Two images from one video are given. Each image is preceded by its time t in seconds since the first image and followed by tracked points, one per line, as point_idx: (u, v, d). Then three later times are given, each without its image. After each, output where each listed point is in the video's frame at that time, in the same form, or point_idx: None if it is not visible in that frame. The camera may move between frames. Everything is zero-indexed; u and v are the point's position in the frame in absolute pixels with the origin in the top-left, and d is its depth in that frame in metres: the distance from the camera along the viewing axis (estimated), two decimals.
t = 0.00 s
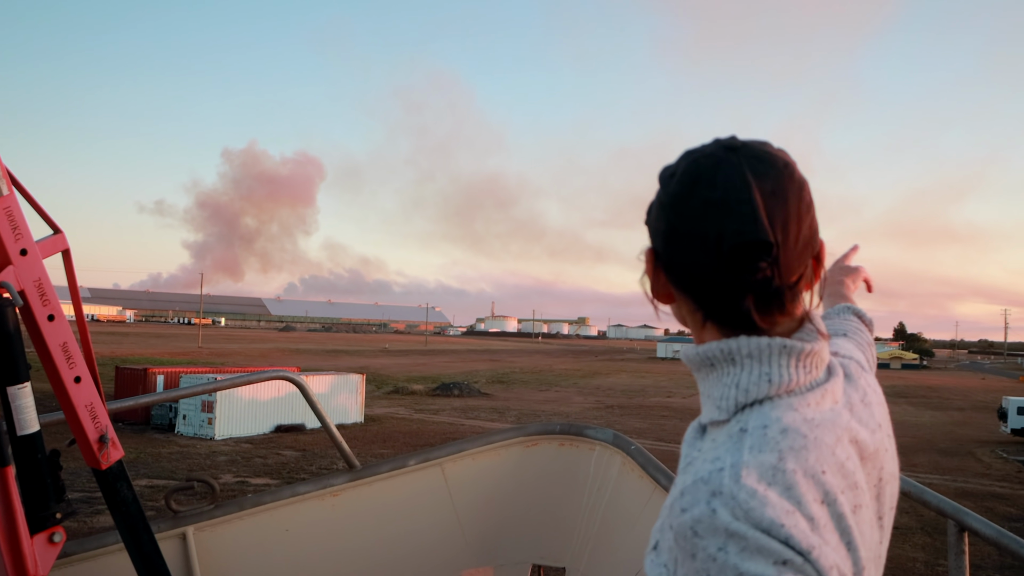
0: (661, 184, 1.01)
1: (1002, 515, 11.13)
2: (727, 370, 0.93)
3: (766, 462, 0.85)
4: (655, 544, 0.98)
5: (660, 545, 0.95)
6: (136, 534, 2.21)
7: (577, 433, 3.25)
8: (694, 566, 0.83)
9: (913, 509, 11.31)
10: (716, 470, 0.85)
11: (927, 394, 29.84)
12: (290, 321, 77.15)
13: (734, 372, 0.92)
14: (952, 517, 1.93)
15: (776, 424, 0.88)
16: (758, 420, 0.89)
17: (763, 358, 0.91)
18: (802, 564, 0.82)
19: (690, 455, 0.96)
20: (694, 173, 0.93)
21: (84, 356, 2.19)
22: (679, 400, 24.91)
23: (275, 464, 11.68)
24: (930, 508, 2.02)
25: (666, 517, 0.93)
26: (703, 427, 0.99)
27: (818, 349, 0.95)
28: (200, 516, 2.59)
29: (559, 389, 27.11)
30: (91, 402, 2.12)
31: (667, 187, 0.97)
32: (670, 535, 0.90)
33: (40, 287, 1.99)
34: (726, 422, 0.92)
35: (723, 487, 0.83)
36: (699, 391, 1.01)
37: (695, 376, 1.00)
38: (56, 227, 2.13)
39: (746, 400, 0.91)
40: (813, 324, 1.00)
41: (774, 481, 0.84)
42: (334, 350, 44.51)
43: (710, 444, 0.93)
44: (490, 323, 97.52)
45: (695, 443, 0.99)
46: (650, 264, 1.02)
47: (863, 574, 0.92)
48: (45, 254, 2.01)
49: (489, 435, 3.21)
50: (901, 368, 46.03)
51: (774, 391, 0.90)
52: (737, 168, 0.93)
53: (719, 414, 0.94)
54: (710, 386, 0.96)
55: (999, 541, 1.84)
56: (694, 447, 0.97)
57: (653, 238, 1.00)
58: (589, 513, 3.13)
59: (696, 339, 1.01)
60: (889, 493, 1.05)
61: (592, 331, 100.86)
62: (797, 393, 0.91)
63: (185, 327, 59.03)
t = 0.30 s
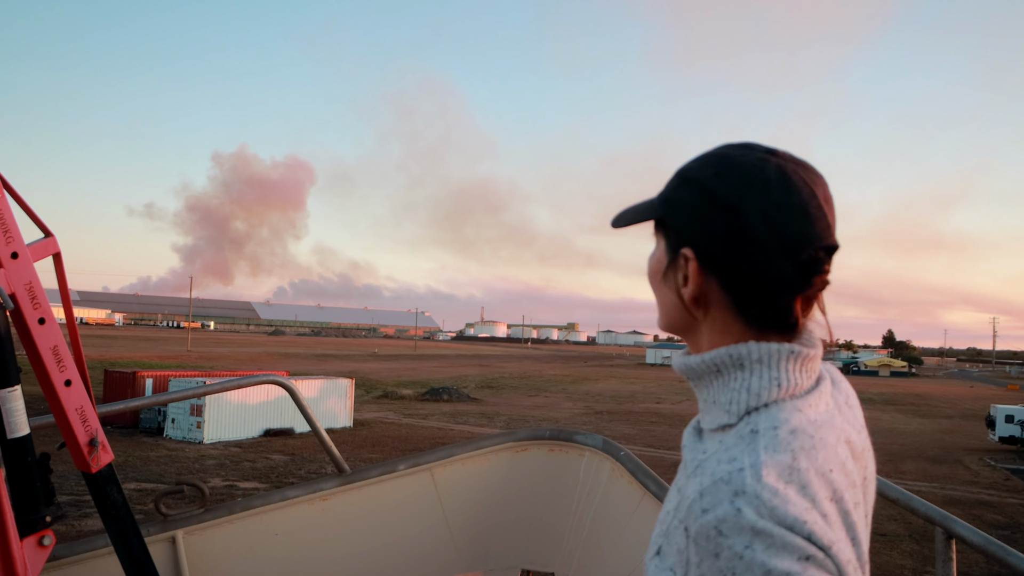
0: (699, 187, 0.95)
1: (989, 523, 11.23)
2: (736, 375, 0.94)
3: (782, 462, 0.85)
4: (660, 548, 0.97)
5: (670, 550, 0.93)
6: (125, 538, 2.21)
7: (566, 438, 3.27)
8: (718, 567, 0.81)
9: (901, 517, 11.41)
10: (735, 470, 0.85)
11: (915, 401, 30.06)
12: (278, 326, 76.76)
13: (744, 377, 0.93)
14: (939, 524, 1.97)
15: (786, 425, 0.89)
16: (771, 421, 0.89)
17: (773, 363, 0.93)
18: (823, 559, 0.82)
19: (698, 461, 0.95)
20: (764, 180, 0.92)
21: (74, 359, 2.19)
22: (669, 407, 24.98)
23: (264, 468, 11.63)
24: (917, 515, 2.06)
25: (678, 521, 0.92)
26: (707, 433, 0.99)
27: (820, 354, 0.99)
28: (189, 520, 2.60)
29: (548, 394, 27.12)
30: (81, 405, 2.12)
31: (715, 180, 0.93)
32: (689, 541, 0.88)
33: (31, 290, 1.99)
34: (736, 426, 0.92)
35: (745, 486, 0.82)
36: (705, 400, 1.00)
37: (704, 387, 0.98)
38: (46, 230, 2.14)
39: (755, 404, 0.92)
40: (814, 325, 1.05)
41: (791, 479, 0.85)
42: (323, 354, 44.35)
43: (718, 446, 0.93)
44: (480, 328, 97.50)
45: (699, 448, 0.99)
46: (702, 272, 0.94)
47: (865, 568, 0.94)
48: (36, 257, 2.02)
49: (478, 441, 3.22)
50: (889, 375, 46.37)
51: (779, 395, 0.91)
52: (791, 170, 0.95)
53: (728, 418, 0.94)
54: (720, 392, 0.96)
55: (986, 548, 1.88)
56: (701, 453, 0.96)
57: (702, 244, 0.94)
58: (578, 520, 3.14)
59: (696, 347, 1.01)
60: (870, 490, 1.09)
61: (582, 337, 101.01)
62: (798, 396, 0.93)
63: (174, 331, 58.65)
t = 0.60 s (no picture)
0: (767, 185, 0.90)
1: (984, 527, 11.27)
2: (749, 373, 0.92)
3: (801, 454, 0.86)
4: (669, 542, 0.95)
5: (681, 543, 0.92)
6: (121, 538, 2.20)
7: (563, 441, 3.28)
8: (742, 557, 0.81)
9: (897, 520, 11.44)
10: (758, 461, 0.85)
11: (911, 405, 30.13)
12: (274, 327, 76.58)
13: (761, 375, 0.91)
14: (935, 527, 1.97)
15: (800, 419, 0.89)
16: (787, 415, 0.89)
17: (789, 361, 0.91)
18: (843, 548, 0.83)
19: (710, 459, 0.93)
20: (826, 188, 0.93)
21: (72, 359, 2.18)
22: (665, 409, 25.01)
23: (259, 469, 11.61)
24: (913, 518, 2.06)
25: (693, 514, 0.91)
26: (715, 431, 0.96)
27: (824, 350, 1.00)
28: (187, 521, 2.60)
29: (544, 396, 27.12)
30: (79, 406, 2.12)
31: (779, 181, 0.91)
32: (708, 534, 0.87)
33: (30, 291, 1.99)
34: (746, 424, 0.91)
35: (769, 478, 0.82)
36: (721, 402, 0.95)
37: (730, 389, 0.94)
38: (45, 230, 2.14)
39: (768, 400, 0.91)
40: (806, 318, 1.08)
41: (811, 471, 0.86)
42: (319, 355, 44.26)
43: (731, 440, 0.92)
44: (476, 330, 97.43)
45: (705, 445, 0.97)
46: (781, 276, 0.90)
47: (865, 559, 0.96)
48: (35, 257, 2.02)
49: (475, 443, 3.23)
50: (884, 378, 46.47)
51: (790, 391, 0.91)
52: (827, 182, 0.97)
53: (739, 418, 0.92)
54: (736, 392, 0.93)
55: (982, 551, 1.88)
56: (712, 451, 0.94)
57: (785, 246, 0.89)
58: (574, 522, 3.15)
59: (706, 346, 0.97)
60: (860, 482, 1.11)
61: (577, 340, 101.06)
62: (806, 393, 0.93)
63: (169, 332, 58.49)
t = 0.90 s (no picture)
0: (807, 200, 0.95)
1: (984, 531, 11.26)
2: (760, 362, 0.91)
3: (816, 437, 0.88)
4: (679, 527, 0.95)
5: (694, 528, 0.93)
6: (120, 539, 2.20)
7: (563, 443, 3.27)
8: (764, 532, 0.82)
9: (896, 524, 11.44)
10: (778, 440, 0.86)
11: (910, 409, 30.14)
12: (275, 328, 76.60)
13: (770, 365, 0.91)
14: (934, 530, 1.97)
15: (809, 406, 0.91)
16: (798, 401, 0.91)
17: (796, 353, 0.92)
18: (858, 525, 0.85)
19: (721, 448, 0.93)
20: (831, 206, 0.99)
21: (72, 360, 2.19)
22: (665, 412, 25.00)
23: (259, 471, 11.61)
24: (914, 522, 2.06)
25: (707, 497, 0.92)
26: (724, 421, 0.96)
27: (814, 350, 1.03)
28: (186, 522, 2.60)
29: (544, 399, 27.13)
30: (79, 406, 2.12)
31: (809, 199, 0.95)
32: (727, 514, 0.88)
33: (30, 292, 1.99)
34: (756, 412, 0.91)
35: (790, 456, 0.84)
36: (731, 394, 0.95)
37: (744, 382, 0.93)
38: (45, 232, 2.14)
39: (777, 389, 0.91)
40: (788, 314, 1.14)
41: (825, 453, 0.87)
42: (319, 357, 44.26)
43: (743, 425, 0.92)
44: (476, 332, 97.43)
45: (714, 434, 0.96)
46: (820, 283, 0.94)
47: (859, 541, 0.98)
48: (35, 258, 2.02)
49: (475, 445, 3.23)
50: (884, 381, 46.48)
51: (796, 382, 0.92)
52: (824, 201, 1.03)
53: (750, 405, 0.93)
54: (747, 381, 0.93)
55: (982, 555, 1.88)
56: (722, 440, 0.93)
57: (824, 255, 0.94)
58: (574, 523, 3.14)
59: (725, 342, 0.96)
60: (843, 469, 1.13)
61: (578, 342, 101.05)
62: (809, 383, 0.95)
63: (169, 334, 58.53)
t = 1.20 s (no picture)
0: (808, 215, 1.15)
1: (984, 532, 11.26)
2: (772, 359, 1.04)
3: (826, 421, 0.99)
4: (694, 516, 1.05)
5: (711, 515, 1.03)
6: (125, 540, 2.21)
7: (564, 445, 3.30)
8: (787, 510, 0.92)
9: (897, 525, 11.45)
10: (798, 426, 0.96)
11: (912, 411, 30.07)
12: (278, 329, 76.69)
13: (779, 362, 1.04)
14: (932, 534, 1.98)
15: (816, 397, 1.03)
16: (804, 392, 1.03)
17: (799, 350, 1.05)
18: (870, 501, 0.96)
19: (735, 438, 1.04)
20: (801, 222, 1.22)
21: (77, 362, 2.20)
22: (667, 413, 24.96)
23: (262, 471, 11.65)
24: (914, 525, 2.07)
25: (726, 483, 1.02)
26: (732, 415, 1.07)
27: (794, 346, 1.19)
28: (189, 522, 2.62)
29: (547, 400, 27.13)
30: (83, 408, 2.13)
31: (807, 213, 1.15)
32: (748, 497, 0.98)
33: (35, 293, 2.01)
34: (767, 405, 1.03)
35: (807, 440, 0.94)
36: (742, 390, 1.06)
37: (757, 379, 1.04)
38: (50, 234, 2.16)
39: (784, 381, 1.03)
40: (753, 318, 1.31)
41: (837, 438, 0.99)
42: (322, 358, 44.29)
43: (756, 417, 1.03)
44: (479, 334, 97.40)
45: (725, 427, 1.07)
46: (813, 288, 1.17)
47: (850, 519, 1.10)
48: (40, 261, 2.03)
49: (477, 446, 3.25)
50: (886, 383, 46.38)
51: (798, 375, 1.04)
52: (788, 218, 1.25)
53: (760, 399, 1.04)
54: (755, 377, 1.05)
55: (980, 557, 1.89)
56: (736, 432, 1.04)
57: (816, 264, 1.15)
58: (575, 524, 3.16)
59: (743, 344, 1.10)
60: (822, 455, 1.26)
61: (581, 343, 101.01)
62: (810, 377, 1.07)
63: (173, 334, 58.65)
